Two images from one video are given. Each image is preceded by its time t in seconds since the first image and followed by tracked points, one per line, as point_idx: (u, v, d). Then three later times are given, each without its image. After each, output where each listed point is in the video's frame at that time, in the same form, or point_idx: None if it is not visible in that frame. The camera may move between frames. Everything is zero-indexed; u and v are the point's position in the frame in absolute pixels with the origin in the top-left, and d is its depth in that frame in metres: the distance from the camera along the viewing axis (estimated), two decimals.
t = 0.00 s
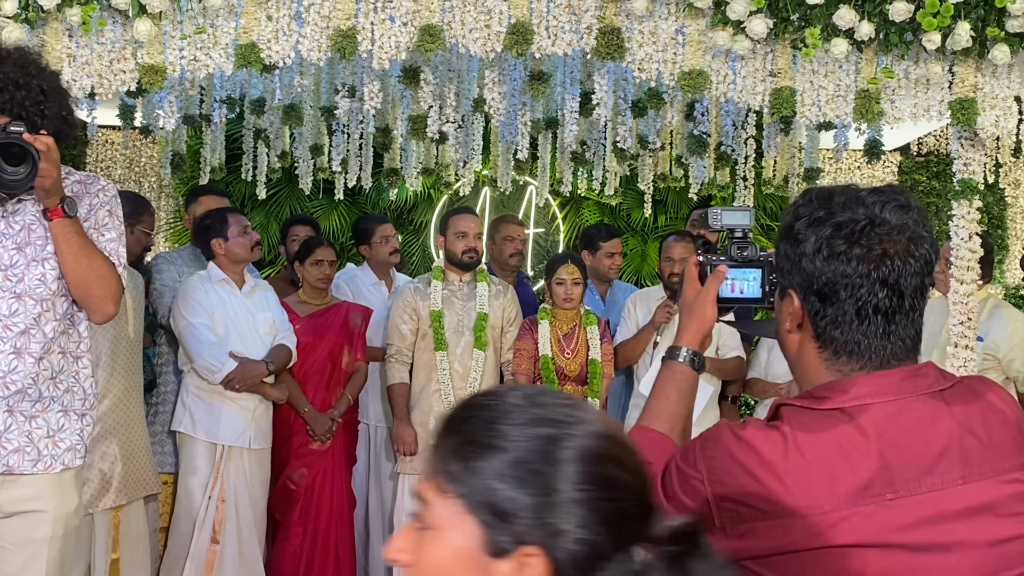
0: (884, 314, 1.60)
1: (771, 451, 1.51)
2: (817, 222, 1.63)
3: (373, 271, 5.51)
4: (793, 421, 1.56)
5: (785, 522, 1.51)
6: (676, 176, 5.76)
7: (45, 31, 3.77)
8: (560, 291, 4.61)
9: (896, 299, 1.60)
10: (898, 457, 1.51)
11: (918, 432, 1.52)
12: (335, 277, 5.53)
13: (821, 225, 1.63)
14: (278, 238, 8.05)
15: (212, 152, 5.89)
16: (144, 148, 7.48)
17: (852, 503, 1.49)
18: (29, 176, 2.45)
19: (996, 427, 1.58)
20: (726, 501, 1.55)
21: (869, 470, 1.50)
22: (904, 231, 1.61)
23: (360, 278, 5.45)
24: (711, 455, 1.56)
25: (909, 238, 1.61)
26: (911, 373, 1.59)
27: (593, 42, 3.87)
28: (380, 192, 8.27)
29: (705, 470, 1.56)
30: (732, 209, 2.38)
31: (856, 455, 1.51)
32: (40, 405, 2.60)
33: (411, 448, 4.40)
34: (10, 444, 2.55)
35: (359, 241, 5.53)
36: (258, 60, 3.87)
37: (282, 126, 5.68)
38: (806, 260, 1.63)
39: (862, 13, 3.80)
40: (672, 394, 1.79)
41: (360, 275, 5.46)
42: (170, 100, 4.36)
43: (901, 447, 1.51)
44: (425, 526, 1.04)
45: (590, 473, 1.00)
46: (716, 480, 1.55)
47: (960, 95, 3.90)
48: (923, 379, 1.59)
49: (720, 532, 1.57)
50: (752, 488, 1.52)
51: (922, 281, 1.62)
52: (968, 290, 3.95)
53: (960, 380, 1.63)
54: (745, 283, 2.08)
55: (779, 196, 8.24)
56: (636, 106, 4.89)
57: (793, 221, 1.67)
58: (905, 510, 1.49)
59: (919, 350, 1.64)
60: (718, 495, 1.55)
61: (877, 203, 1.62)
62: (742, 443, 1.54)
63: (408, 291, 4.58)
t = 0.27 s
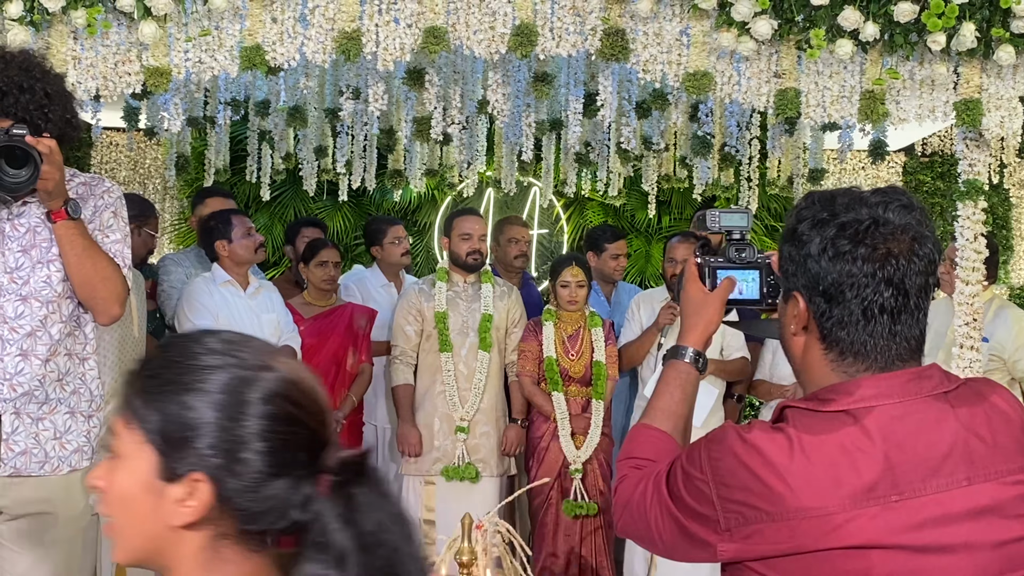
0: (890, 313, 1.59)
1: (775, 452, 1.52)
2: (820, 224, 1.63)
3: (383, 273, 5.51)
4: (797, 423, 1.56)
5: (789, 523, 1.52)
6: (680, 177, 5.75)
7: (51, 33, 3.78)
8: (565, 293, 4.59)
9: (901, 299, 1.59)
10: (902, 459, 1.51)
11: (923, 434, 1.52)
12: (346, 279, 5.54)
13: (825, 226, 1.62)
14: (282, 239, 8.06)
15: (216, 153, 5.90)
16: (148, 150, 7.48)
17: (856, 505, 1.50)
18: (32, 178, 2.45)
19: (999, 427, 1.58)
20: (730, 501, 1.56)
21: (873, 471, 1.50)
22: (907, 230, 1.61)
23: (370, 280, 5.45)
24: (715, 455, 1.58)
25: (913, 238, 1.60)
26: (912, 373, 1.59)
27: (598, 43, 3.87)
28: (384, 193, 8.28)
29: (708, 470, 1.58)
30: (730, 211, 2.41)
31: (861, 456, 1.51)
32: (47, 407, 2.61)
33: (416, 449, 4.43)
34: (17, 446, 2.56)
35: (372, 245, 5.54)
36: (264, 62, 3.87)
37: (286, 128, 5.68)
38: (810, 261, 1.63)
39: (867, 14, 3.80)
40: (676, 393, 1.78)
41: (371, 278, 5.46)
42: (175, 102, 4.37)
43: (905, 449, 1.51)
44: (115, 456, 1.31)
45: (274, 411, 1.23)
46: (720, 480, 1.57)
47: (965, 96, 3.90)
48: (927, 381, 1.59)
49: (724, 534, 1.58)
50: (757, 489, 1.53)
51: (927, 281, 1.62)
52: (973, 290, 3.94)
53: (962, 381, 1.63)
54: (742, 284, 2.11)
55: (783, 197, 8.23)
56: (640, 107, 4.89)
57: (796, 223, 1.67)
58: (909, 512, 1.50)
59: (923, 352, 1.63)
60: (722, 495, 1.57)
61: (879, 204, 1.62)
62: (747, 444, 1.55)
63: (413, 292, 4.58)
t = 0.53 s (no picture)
0: (895, 312, 1.59)
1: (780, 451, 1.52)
2: (825, 222, 1.63)
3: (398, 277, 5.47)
4: (802, 422, 1.55)
5: (794, 521, 1.52)
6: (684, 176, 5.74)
7: (54, 34, 3.77)
8: (568, 294, 4.60)
9: (907, 297, 1.59)
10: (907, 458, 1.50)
11: (928, 434, 1.51)
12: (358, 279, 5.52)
13: (829, 224, 1.62)
14: (285, 240, 8.06)
15: (220, 153, 5.90)
16: (152, 150, 7.48)
17: (860, 503, 1.50)
18: (38, 177, 2.42)
19: (1008, 426, 1.56)
20: (734, 499, 1.55)
21: (878, 471, 1.50)
22: (912, 228, 1.60)
23: (383, 281, 5.41)
24: (720, 452, 1.57)
25: (918, 236, 1.60)
26: (918, 373, 1.58)
27: (602, 43, 3.86)
28: (387, 192, 8.28)
29: (713, 467, 1.57)
30: (733, 207, 2.39)
31: (865, 456, 1.50)
32: (52, 406, 2.61)
33: (421, 448, 4.40)
34: (23, 445, 2.55)
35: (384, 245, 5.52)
36: (267, 62, 3.85)
37: (290, 128, 5.68)
38: (815, 259, 1.63)
39: (872, 13, 3.79)
40: (681, 389, 1.77)
41: (383, 279, 5.42)
42: (179, 102, 4.37)
43: (910, 448, 1.50)
44: None
45: None
46: (725, 478, 1.56)
47: (970, 94, 3.89)
48: (932, 381, 1.57)
49: (728, 532, 1.57)
50: (762, 487, 1.53)
51: (932, 280, 1.61)
52: (978, 289, 3.94)
53: (969, 380, 1.62)
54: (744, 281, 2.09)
55: (787, 196, 8.22)
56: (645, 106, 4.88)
57: (801, 222, 1.67)
58: (914, 511, 1.49)
59: (928, 351, 1.62)
60: (727, 493, 1.56)
61: (883, 203, 1.62)
62: (752, 443, 1.54)
63: (417, 292, 4.59)
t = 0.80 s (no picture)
0: (898, 310, 1.58)
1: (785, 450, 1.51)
2: (829, 220, 1.62)
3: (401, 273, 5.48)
4: (805, 420, 1.55)
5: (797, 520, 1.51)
6: (688, 174, 5.73)
7: (57, 32, 3.78)
8: (571, 294, 4.59)
9: (910, 295, 1.58)
10: (910, 456, 1.50)
11: (931, 431, 1.51)
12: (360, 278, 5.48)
13: (833, 222, 1.61)
14: (289, 239, 8.06)
15: (223, 152, 5.90)
16: (155, 150, 7.47)
17: (861, 501, 1.49)
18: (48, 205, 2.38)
19: (1011, 424, 1.56)
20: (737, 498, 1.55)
21: (882, 468, 1.49)
22: (916, 227, 1.60)
23: (387, 280, 5.40)
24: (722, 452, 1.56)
25: (922, 234, 1.59)
26: (922, 371, 1.57)
27: (605, 41, 3.86)
28: (390, 191, 8.27)
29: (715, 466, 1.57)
30: (737, 206, 2.42)
31: (868, 453, 1.50)
32: (55, 406, 2.60)
33: (424, 447, 4.39)
34: (26, 445, 2.55)
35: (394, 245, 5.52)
36: (269, 61, 3.86)
37: (293, 127, 5.67)
38: (818, 257, 1.62)
39: (875, 10, 3.77)
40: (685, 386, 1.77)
41: (388, 278, 5.40)
42: (181, 101, 4.37)
43: (913, 445, 1.50)
44: None
45: None
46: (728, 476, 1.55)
47: (973, 91, 3.87)
48: (936, 378, 1.57)
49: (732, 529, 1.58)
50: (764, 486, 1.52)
51: (936, 278, 1.61)
52: (982, 287, 3.93)
53: (972, 378, 1.61)
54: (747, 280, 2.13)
55: (790, 194, 8.19)
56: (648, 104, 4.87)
57: (804, 219, 1.66)
58: (917, 508, 1.49)
59: (932, 349, 1.62)
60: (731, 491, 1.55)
61: (887, 201, 1.61)
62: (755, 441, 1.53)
63: (420, 291, 4.59)
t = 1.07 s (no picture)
0: (903, 306, 1.57)
1: (787, 444, 1.51)
2: (834, 215, 1.61)
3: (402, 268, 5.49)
4: (809, 415, 1.55)
5: (800, 514, 1.50)
6: (691, 171, 5.72)
7: (59, 30, 3.78)
8: (574, 291, 4.59)
9: (915, 291, 1.57)
10: (914, 452, 1.49)
11: (935, 427, 1.50)
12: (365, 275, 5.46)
13: (837, 218, 1.61)
14: (292, 237, 8.07)
15: (226, 151, 5.90)
16: (158, 148, 7.48)
17: (865, 497, 1.48)
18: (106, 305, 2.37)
19: (1016, 421, 1.56)
20: (739, 491, 1.55)
21: (886, 464, 1.48)
22: (921, 223, 1.59)
23: (391, 276, 5.40)
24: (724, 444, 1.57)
25: (927, 230, 1.58)
26: (927, 368, 1.57)
27: (607, 37, 3.85)
28: (393, 189, 8.27)
29: (717, 459, 1.57)
30: (743, 200, 2.42)
31: (872, 448, 1.49)
32: (62, 403, 2.83)
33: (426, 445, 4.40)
34: (48, 441, 2.78)
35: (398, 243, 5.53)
36: (271, 58, 3.86)
37: (296, 125, 5.66)
38: (823, 253, 1.61)
39: (878, 6, 3.77)
40: (688, 382, 1.76)
41: (391, 274, 5.41)
42: (184, 99, 4.37)
43: (917, 441, 1.50)
44: None
45: None
46: (731, 469, 1.56)
47: (977, 88, 3.86)
48: (940, 374, 1.57)
49: (734, 524, 1.56)
50: (766, 479, 1.52)
51: (942, 273, 1.60)
52: (986, 284, 3.92)
53: (977, 375, 1.61)
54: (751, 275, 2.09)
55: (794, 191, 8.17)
56: (650, 101, 4.86)
57: (809, 215, 1.66)
58: (922, 503, 1.48)
59: (936, 345, 1.61)
60: (733, 485, 1.56)
61: (892, 197, 1.60)
62: (757, 434, 1.54)
63: (423, 288, 4.58)
